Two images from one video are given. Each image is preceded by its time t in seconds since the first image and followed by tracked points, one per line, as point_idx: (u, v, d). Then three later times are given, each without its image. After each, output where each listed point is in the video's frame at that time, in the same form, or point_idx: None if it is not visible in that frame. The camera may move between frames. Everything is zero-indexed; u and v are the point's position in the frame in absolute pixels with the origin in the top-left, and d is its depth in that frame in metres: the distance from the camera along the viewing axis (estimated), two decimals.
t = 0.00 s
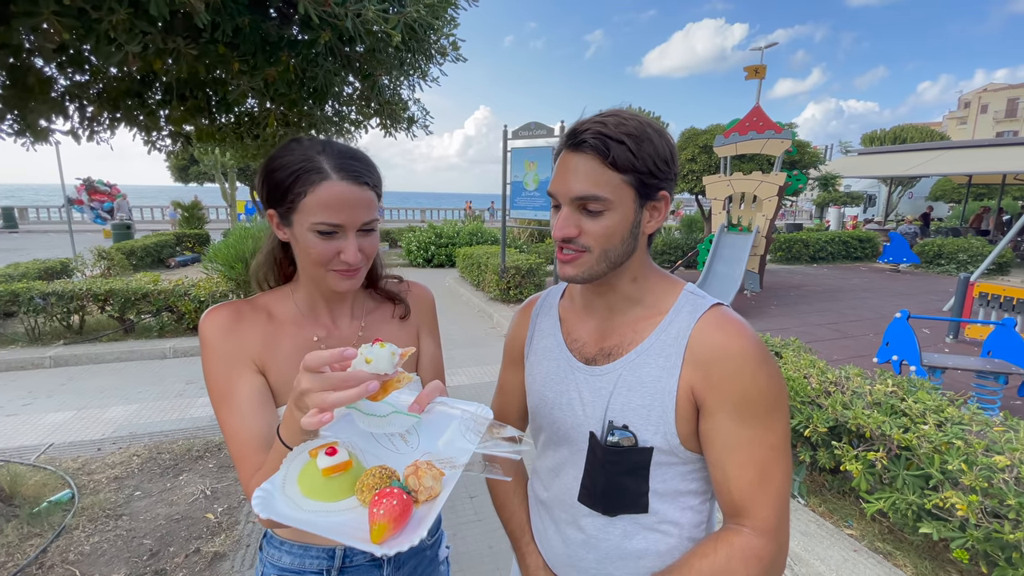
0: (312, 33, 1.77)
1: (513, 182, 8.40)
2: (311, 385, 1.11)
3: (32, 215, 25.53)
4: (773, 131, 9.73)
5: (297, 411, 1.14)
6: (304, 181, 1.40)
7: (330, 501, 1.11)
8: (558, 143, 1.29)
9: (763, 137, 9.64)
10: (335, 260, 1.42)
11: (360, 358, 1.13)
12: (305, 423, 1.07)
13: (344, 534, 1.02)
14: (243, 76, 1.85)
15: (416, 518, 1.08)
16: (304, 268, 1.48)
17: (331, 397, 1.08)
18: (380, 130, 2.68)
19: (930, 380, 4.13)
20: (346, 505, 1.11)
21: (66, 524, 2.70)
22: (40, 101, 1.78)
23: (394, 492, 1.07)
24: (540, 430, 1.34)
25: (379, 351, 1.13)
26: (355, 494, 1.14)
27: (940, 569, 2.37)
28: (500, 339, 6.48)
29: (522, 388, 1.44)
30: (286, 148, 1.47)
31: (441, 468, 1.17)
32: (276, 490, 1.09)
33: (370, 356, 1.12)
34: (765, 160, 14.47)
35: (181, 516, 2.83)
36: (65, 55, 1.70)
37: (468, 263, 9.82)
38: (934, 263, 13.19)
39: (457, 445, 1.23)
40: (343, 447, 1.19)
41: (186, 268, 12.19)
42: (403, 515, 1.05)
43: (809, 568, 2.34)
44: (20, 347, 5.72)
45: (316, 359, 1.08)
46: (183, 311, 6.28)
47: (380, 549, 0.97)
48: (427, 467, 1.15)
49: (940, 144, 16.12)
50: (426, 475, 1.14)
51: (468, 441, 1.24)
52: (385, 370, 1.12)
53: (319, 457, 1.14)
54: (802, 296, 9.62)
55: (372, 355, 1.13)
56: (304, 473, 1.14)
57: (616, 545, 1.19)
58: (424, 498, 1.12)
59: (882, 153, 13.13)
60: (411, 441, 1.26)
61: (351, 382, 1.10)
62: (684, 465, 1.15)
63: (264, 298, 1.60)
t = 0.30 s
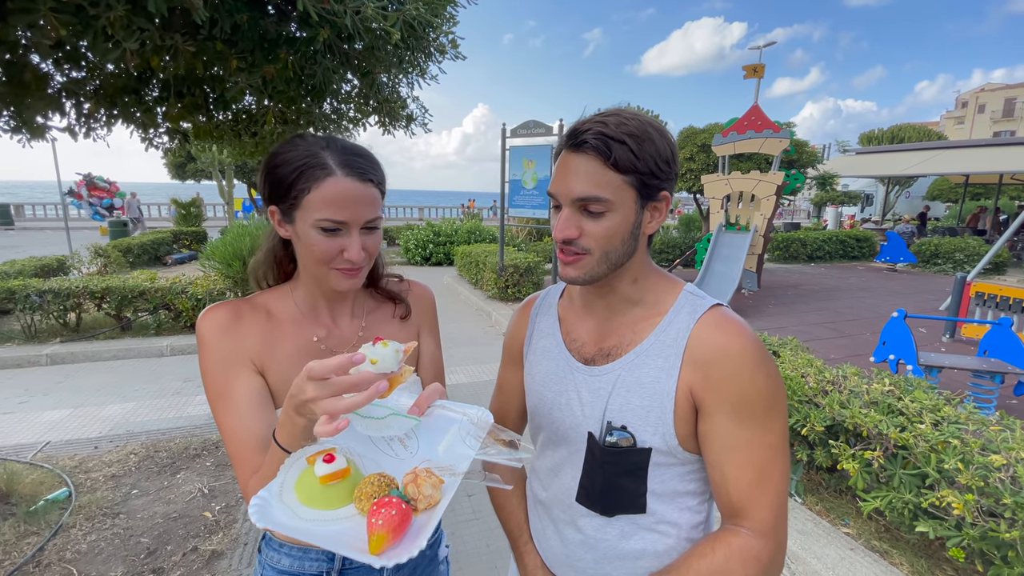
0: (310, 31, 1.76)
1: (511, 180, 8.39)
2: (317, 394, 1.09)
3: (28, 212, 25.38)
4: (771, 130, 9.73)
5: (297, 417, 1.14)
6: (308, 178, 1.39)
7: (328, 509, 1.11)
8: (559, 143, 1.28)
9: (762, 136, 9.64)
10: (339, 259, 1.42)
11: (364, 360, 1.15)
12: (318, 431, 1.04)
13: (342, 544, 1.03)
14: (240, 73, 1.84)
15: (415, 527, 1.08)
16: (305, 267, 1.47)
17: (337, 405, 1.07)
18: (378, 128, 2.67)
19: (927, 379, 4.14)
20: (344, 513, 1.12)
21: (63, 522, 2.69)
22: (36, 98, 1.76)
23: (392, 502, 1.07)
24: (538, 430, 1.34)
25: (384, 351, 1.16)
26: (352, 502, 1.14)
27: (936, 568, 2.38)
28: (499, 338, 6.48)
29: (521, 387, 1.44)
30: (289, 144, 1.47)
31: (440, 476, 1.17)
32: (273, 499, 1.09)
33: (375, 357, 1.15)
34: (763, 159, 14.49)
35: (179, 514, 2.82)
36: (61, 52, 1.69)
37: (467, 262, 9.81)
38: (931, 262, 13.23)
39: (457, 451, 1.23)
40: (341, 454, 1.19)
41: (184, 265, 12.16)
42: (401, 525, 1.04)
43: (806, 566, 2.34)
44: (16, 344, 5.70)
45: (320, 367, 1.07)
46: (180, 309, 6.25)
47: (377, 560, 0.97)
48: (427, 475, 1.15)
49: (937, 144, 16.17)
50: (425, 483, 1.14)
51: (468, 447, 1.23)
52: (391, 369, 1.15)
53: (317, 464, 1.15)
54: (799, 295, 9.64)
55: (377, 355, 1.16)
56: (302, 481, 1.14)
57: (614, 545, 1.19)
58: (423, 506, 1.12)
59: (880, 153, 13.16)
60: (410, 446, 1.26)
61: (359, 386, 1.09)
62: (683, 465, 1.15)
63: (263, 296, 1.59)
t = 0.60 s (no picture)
0: (309, 29, 1.75)
1: (510, 178, 8.38)
2: (323, 403, 1.07)
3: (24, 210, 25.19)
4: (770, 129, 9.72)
5: (299, 424, 1.12)
6: (317, 177, 1.39)
7: (335, 524, 1.13)
8: (561, 145, 1.28)
9: (761, 135, 9.62)
10: (347, 262, 1.41)
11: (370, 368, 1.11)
12: (322, 440, 1.04)
13: (350, 561, 1.05)
14: (239, 71, 1.82)
15: (425, 542, 1.09)
16: (311, 268, 1.46)
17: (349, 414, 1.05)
18: (377, 126, 2.66)
19: (925, 378, 4.15)
20: (351, 527, 1.13)
21: (60, 522, 2.69)
22: (33, 94, 1.75)
23: (402, 518, 1.08)
24: (540, 432, 1.34)
25: (390, 360, 1.13)
26: (360, 516, 1.15)
27: (935, 568, 2.38)
28: (497, 336, 6.47)
29: (523, 390, 1.44)
30: (298, 143, 1.47)
31: (448, 490, 1.18)
32: (281, 514, 1.12)
33: (381, 366, 1.11)
34: (762, 158, 14.48)
35: (178, 513, 2.82)
36: (58, 48, 1.68)
37: (465, 260, 9.79)
38: (929, 262, 13.26)
39: (464, 463, 1.22)
40: (347, 467, 1.20)
41: (181, 263, 12.12)
42: (411, 541, 1.05)
43: (805, 566, 2.34)
44: (13, 342, 5.67)
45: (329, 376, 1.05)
46: (178, 307, 6.23)
47: None
48: (435, 489, 1.16)
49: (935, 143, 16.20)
50: (433, 497, 1.14)
51: (475, 458, 1.22)
52: (397, 378, 1.12)
53: (324, 477, 1.16)
54: (798, 294, 9.64)
55: (383, 364, 1.12)
56: (309, 494, 1.16)
57: (617, 548, 1.19)
58: (432, 520, 1.13)
59: (879, 152, 13.17)
60: (416, 456, 1.25)
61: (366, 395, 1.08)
62: (686, 469, 1.15)
63: (266, 298, 1.59)
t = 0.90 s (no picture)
0: (308, 26, 1.73)
1: (509, 176, 8.37)
2: (322, 401, 1.06)
3: (22, 206, 25.12)
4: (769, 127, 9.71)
5: (301, 424, 1.11)
6: (319, 177, 1.38)
7: (337, 523, 1.12)
8: (562, 146, 1.27)
9: (760, 133, 9.61)
10: (351, 261, 1.40)
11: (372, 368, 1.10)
12: (322, 439, 1.03)
13: (351, 560, 1.03)
14: (237, 68, 1.81)
15: (427, 542, 1.07)
16: (315, 269, 1.45)
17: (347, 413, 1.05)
18: (376, 124, 2.64)
19: (924, 377, 4.15)
20: (354, 526, 1.12)
21: (58, 521, 2.68)
22: (30, 92, 1.73)
23: (403, 516, 1.06)
24: (542, 434, 1.33)
25: (392, 360, 1.13)
26: (362, 515, 1.14)
27: (933, 567, 2.39)
28: (496, 334, 6.47)
29: (524, 390, 1.43)
30: (297, 144, 1.46)
31: (450, 489, 1.17)
32: (283, 513, 1.11)
33: (382, 366, 1.11)
34: (761, 156, 14.48)
35: (176, 512, 2.81)
36: (55, 45, 1.67)
37: (464, 258, 9.78)
38: (927, 260, 13.27)
39: (466, 462, 1.21)
40: (350, 466, 1.19)
41: (180, 260, 12.09)
42: (412, 541, 1.04)
43: (804, 565, 2.35)
44: (11, 340, 5.66)
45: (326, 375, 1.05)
46: (176, 305, 6.21)
47: None
48: (437, 488, 1.15)
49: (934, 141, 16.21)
50: (436, 496, 1.13)
51: (477, 457, 1.21)
52: (398, 378, 1.12)
53: (326, 477, 1.15)
54: (797, 292, 9.65)
55: (384, 364, 1.12)
56: (311, 494, 1.15)
57: (619, 550, 1.19)
58: (434, 519, 1.11)
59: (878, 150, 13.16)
60: (418, 456, 1.25)
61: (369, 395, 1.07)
62: (688, 471, 1.15)
63: (267, 298, 1.58)
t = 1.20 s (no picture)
0: (304, 24, 1.73)
1: (508, 174, 8.36)
2: (303, 394, 1.11)
3: (19, 204, 25.03)
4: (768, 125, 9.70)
5: (287, 416, 1.15)
6: (322, 185, 1.37)
7: (316, 511, 1.11)
8: (559, 146, 1.27)
9: (759, 131, 9.61)
10: (364, 262, 1.41)
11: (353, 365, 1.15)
12: (299, 430, 1.07)
13: (327, 549, 1.03)
14: (233, 66, 1.80)
15: (402, 536, 1.07)
16: (322, 274, 1.45)
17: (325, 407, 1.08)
18: (374, 122, 2.64)
19: (921, 375, 4.16)
20: (332, 516, 1.11)
21: (56, 520, 2.68)
22: (25, 90, 1.72)
23: (380, 509, 1.06)
24: (539, 433, 1.33)
25: (373, 357, 1.17)
26: (341, 505, 1.14)
27: (929, 565, 2.40)
28: (495, 333, 6.47)
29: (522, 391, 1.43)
30: (288, 151, 1.43)
31: (431, 485, 1.16)
32: (262, 497, 1.09)
33: (364, 363, 1.16)
34: (760, 154, 14.48)
35: (173, 511, 2.81)
36: (50, 42, 1.66)
37: (463, 256, 9.77)
38: (925, 258, 13.30)
39: (450, 460, 1.21)
40: (333, 456, 1.18)
41: (178, 258, 12.06)
42: (387, 534, 1.03)
43: (801, 563, 2.35)
44: (8, 338, 5.64)
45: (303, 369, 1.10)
46: (173, 303, 6.19)
47: (361, 568, 0.97)
48: (417, 483, 1.15)
49: (933, 140, 16.23)
50: (415, 491, 1.13)
51: (462, 457, 1.22)
52: (379, 375, 1.16)
53: (308, 465, 1.14)
54: (795, 291, 9.66)
55: (365, 361, 1.16)
56: (292, 481, 1.14)
57: (616, 549, 1.19)
58: (412, 514, 1.11)
59: (877, 148, 13.17)
60: (404, 451, 1.25)
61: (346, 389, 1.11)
62: (684, 470, 1.15)
63: (264, 295, 1.58)
